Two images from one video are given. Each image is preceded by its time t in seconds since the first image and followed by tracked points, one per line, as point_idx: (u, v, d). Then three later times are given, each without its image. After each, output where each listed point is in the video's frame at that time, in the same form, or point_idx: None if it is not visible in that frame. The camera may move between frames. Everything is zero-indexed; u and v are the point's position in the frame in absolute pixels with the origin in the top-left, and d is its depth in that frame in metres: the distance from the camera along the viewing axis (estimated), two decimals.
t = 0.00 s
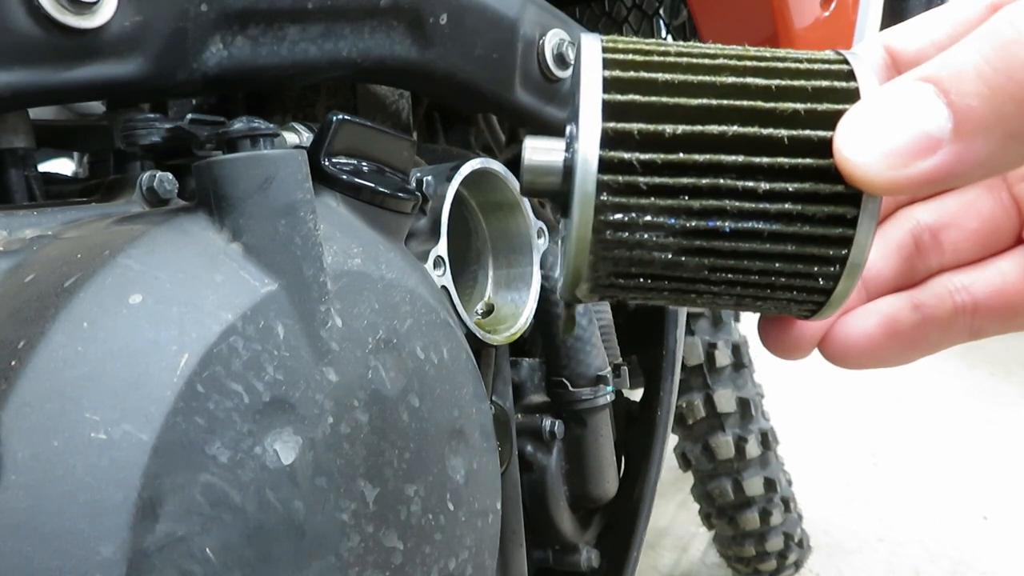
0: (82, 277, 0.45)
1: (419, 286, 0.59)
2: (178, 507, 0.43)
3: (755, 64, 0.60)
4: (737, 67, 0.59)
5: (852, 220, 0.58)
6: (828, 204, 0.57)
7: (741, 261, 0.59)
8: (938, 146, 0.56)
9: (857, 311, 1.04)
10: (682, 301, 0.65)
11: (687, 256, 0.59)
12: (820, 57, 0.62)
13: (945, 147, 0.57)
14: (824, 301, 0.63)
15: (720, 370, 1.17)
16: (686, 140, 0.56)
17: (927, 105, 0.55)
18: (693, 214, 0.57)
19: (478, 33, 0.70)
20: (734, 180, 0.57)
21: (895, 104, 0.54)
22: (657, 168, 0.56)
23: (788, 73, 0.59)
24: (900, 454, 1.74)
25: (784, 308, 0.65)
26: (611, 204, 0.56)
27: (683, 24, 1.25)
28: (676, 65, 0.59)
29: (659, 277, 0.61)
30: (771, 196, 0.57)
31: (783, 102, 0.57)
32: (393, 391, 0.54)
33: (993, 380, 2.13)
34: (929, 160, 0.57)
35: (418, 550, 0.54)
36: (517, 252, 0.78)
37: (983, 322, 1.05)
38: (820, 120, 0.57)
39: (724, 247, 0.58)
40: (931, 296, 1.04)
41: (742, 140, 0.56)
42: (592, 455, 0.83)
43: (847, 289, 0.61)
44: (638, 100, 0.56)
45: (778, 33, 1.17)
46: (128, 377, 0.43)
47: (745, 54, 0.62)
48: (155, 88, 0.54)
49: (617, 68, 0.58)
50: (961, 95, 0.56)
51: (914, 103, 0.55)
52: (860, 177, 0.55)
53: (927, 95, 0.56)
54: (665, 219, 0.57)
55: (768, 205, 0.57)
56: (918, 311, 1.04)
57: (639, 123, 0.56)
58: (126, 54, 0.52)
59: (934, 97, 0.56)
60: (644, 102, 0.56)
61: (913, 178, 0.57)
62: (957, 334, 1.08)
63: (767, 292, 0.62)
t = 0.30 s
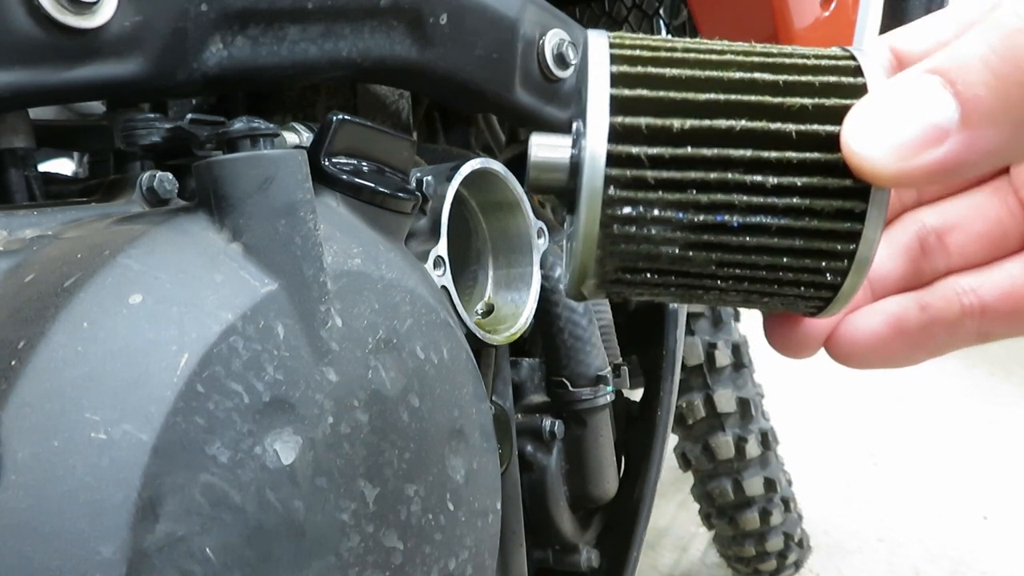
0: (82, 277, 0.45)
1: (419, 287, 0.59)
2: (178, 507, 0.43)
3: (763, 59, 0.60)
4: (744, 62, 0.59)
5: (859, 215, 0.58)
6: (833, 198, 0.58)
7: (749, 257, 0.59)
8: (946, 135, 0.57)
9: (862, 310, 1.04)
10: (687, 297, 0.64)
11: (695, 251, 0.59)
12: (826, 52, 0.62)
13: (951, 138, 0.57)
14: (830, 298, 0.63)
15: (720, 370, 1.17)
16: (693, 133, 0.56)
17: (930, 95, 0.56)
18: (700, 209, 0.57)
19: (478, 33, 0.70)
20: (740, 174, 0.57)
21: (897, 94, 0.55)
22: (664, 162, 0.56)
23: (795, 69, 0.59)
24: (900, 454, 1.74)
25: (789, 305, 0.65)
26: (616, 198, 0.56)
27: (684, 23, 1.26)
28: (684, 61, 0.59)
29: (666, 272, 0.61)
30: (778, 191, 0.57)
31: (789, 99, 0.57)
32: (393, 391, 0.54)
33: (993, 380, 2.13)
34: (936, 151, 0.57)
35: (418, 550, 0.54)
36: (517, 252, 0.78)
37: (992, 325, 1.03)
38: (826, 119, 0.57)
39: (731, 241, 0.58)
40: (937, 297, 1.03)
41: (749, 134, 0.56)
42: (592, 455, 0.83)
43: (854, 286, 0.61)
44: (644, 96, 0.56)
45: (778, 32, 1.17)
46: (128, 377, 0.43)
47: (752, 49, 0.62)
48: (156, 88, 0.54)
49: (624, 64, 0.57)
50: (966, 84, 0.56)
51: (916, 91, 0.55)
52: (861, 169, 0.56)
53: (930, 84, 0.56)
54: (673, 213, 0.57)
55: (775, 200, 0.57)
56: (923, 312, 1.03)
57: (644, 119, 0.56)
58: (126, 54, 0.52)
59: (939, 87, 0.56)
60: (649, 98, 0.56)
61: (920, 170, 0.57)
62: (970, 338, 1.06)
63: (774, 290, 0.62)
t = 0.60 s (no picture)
0: (82, 276, 0.45)
1: (419, 287, 0.59)
2: (178, 507, 0.43)
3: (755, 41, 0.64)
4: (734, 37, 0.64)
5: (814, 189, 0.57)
6: (796, 146, 0.58)
7: (705, 226, 0.59)
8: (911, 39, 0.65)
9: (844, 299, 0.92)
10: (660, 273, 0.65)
11: (650, 215, 0.60)
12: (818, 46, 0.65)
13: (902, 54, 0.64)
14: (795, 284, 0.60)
15: (720, 370, 1.17)
16: (665, 94, 0.60)
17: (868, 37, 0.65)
18: (664, 145, 0.59)
19: (478, 33, 0.70)
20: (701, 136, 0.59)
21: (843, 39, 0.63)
22: (632, 117, 0.60)
23: (781, 50, 0.63)
24: (900, 454, 1.74)
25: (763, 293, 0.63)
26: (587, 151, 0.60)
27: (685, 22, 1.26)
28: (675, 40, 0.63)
29: (626, 238, 0.62)
30: (738, 151, 0.58)
31: (772, 69, 0.61)
32: (393, 391, 0.54)
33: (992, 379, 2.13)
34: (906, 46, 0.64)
35: (418, 550, 0.54)
36: (517, 252, 0.78)
37: None
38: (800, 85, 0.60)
39: (687, 207, 0.59)
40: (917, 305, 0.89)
41: (720, 99, 0.59)
42: (592, 455, 0.83)
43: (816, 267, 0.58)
44: (628, 64, 0.61)
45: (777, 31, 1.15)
46: (128, 377, 0.43)
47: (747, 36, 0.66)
48: (156, 88, 0.54)
49: (616, 38, 0.63)
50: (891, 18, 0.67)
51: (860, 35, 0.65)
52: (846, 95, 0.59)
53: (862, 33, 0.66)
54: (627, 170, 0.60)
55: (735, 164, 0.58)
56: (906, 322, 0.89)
57: (623, 81, 0.60)
58: (126, 54, 0.52)
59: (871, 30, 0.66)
60: (630, 65, 0.61)
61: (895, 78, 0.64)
62: None
63: (740, 267, 0.61)
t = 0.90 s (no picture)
0: (82, 277, 0.45)
1: (419, 287, 0.59)
2: (178, 507, 0.43)
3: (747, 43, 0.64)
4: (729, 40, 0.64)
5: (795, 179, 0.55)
6: (778, 136, 0.56)
7: (685, 221, 0.58)
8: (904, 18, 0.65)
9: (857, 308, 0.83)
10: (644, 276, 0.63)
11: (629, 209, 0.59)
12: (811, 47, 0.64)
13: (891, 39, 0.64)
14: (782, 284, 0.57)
15: (720, 370, 1.17)
16: (651, 87, 0.60)
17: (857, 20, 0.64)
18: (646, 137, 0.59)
19: (478, 33, 0.70)
20: (683, 125, 0.58)
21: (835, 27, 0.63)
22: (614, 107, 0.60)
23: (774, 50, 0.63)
24: (901, 454, 1.74)
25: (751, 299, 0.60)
26: (566, 140, 0.60)
27: (685, 23, 1.27)
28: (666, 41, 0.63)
29: (606, 235, 0.61)
30: (719, 141, 0.58)
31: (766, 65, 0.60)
32: (393, 391, 0.54)
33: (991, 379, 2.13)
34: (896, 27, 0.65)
35: (418, 549, 0.54)
36: (517, 251, 0.78)
37: None
38: (788, 77, 0.59)
39: (666, 200, 0.58)
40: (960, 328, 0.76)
41: (704, 91, 0.59)
42: (592, 455, 0.83)
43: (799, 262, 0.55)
44: (616, 59, 0.62)
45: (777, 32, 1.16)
46: (128, 377, 0.43)
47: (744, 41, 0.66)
48: (156, 88, 0.54)
49: (605, 37, 0.64)
50: None
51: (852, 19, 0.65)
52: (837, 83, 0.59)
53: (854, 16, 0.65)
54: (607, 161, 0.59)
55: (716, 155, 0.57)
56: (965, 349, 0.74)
57: (607, 74, 0.61)
58: (126, 54, 0.52)
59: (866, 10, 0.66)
60: (618, 60, 0.62)
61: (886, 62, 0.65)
62: None
63: (723, 265, 0.59)
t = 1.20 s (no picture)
0: (82, 277, 0.45)
1: (419, 287, 0.59)
2: (177, 507, 0.43)
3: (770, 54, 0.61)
4: (747, 47, 0.61)
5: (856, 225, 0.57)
6: (837, 180, 0.57)
7: (739, 258, 0.58)
8: (941, 59, 0.64)
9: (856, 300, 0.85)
10: (673, 296, 0.64)
11: (683, 251, 0.58)
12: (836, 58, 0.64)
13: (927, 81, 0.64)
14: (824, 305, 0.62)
15: (720, 370, 1.17)
16: (701, 125, 0.56)
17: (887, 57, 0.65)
18: (709, 184, 0.56)
19: (478, 33, 0.70)
20: (744, 170, 0.56)
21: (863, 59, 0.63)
22: (669, 151, 0.56)
23: (800, 65, 0.61)
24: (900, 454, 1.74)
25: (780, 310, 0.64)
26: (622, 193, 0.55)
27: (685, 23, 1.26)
28: (692, 56, 0.59)
29: (653, 273, 0.60)
30: (779, 186, 0.57)
31: (801, 94, 0.60)
32: (393, 391, 0.54)
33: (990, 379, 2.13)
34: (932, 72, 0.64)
35: (418, 550, 0.54)
36: (517, 251, 0.78)
37: None
38: (828, 111, 0.59)
39: (726, 245, 0.58)
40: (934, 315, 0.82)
41: (758, 130, 0.57)
42: (592, 455, 0.83)
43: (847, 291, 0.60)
44: (660, 90, 0.56)
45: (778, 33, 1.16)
46: (128, 377, 0.43)
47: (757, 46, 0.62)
48: (156, 88, 0.54)
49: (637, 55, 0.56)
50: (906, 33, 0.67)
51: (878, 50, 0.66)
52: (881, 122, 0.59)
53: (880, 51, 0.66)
54: (664, 210, 0.56)
55: (772, 198, 0.57)
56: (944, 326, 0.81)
57: (658, 108, 0.56)
58: (126, 54, 0.52)
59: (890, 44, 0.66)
60: (663, 92, 0.56)
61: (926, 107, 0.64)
62: None
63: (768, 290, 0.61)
